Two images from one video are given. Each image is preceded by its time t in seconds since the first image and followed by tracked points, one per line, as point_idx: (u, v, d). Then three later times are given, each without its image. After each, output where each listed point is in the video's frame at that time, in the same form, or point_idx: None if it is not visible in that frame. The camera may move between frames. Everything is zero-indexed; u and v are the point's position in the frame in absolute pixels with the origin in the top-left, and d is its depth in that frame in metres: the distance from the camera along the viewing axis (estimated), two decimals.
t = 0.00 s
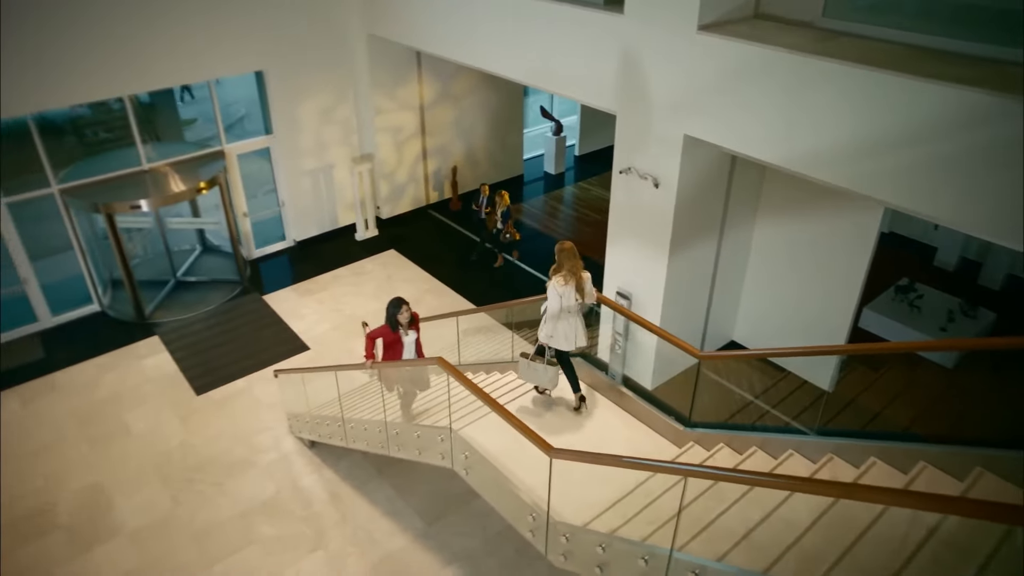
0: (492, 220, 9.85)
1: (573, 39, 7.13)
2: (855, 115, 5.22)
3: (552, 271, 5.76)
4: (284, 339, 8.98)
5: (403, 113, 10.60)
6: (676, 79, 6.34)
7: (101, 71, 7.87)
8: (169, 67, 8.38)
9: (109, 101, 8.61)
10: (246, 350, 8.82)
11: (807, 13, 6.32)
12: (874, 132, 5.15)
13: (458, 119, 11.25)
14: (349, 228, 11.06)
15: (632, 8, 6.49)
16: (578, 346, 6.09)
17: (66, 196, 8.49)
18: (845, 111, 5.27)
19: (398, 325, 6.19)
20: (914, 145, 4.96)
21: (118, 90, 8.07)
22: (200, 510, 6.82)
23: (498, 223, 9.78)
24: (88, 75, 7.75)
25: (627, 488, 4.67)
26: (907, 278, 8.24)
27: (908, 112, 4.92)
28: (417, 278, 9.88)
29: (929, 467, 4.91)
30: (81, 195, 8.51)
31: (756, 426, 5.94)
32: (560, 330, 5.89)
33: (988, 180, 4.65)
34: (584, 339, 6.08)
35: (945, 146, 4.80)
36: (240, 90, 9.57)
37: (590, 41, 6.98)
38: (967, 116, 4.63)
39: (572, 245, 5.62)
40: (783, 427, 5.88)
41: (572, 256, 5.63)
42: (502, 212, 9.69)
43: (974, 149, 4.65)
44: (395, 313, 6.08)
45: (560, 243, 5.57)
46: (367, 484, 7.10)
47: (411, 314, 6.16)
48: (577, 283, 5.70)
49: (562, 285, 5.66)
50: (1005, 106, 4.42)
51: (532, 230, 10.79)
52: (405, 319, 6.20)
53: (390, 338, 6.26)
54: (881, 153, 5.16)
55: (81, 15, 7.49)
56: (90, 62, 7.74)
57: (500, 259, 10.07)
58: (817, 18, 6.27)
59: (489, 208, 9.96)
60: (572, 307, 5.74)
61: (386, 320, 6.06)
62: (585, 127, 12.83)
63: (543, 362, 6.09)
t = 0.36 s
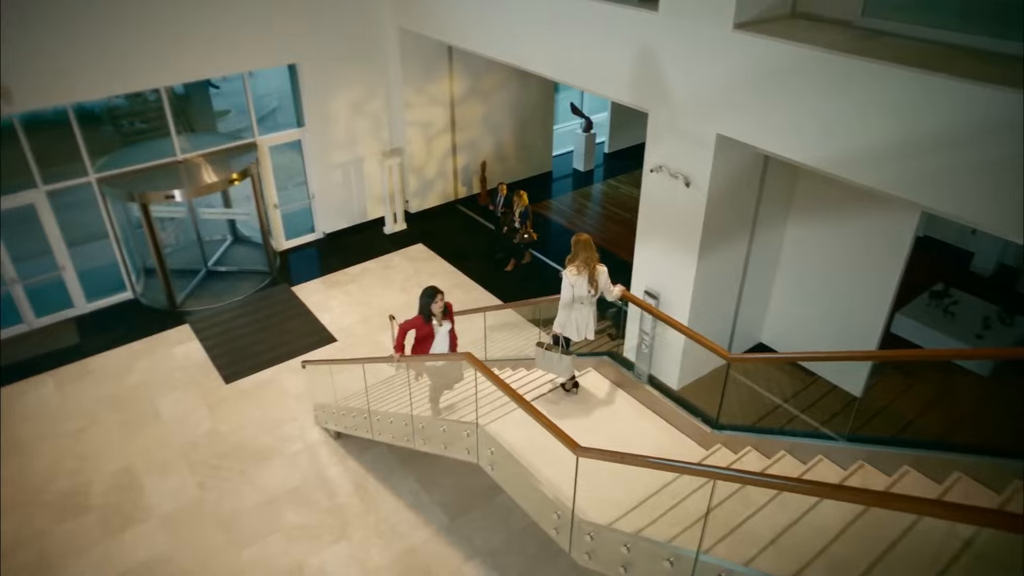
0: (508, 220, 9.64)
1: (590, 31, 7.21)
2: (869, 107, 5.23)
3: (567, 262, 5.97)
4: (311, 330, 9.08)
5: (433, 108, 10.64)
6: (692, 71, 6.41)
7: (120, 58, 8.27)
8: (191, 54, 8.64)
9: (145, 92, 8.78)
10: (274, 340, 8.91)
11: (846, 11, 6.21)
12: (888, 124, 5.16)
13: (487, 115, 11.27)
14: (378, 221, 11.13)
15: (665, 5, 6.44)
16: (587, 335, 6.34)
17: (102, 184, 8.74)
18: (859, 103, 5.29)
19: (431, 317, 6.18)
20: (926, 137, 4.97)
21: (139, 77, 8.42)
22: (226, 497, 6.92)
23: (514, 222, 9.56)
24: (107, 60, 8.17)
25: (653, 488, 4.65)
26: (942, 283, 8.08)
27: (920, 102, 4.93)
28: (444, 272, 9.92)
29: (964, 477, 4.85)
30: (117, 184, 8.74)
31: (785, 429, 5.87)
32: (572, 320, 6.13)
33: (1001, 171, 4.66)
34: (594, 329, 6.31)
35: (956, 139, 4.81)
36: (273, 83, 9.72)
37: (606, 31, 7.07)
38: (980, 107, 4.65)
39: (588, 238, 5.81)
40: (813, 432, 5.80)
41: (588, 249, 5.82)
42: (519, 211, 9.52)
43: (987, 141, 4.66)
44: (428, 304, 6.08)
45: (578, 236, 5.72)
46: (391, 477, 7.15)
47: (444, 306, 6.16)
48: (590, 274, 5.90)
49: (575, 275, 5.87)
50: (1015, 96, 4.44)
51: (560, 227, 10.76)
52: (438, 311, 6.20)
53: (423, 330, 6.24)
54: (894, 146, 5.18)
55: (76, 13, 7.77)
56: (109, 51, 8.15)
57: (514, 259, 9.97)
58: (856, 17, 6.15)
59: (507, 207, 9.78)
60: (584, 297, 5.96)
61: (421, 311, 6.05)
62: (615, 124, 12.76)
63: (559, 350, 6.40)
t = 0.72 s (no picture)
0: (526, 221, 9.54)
1: (608, 20, 7.34)
2: (872, 99, 5.32)
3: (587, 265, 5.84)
4: (341, 320, 9.16)
5: (467, 101, 10.66)
6: (705, 61, 6.52)
7: (157, 48, 8.39)
8: (227, 45, 8.76)
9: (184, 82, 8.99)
10: (305, 329, 9.01)
11: (892, 9, 6.06)
12: (890, 118, 5.25)
13: (521, 109, 11.26)
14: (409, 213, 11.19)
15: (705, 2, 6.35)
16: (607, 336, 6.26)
17: (142, 171, 8.90)
18: (862, 94, 5.38)
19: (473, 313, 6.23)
20: (926, 129, 5.06)
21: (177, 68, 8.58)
22: (256, 482, 7.03)
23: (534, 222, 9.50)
24: (125, 54, 8.20)
25: (682, 488, 4.64)
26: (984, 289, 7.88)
27: (920, 95, 5.03)
28: (473, 266, 9.94)
29: (1005, 490, 4.57)
30: (156, 171, 8.90)
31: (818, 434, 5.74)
32: (592, 322, 6.05)
33: (995, 164, 4.73)
34: (613, 329, 6.24)
35: (955, 133, 4.90)
36: (309, 73, 9.83)
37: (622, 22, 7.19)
38: (977, 100, 4.72)
39: (611, 241, 5.64)
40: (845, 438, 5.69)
41: (610, 253, 5.69)
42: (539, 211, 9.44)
43: (985, 134, 4.73)
44: (470, 301, 6.12)
45: (600, 239, 5.57)
46: (417, 468, 7.20)
47: (486, 302, 6.20)
48: (611, 277, 5.81)
49: (597, 279, 5.77)
50: (1014, 88, 4.51)
51: (591, 223, 10.72)
52: (479, 308, 6.24)
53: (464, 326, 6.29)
54: (895, 139, 5.28)
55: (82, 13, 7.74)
56: (149, 41, 8.29)
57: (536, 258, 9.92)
58: (902, 14, 6.00)
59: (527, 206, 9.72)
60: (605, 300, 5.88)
61: (462, 308, 6.10)
62: (649, 120, 12.65)
63: (580, 352, 6.35)
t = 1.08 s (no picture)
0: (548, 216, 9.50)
1: (645, 14, 7.28)
2: (883, 90, 5.38)
3: (609, 258, 5.90)
4: (370, 310, 9.23)
5: (500, 94, 10.65)
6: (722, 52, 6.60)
7: (191, 38, 8.51)
8: (262, 34, 8.86)
9: (220, 71, 9.17)
10: (334, 318, 9.10)
11: (940, 6, 5.92)
12: (899, 110, 5.32)
13: (554, 103, 11.22)
14: (440, 205, 11.24)
15: None
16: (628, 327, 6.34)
17: (178, 159, 9.05)
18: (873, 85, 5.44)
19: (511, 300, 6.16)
20: (932, 120, 5.12)
21: (212, 58, 8.71)
22: (283, 468, 7.12)
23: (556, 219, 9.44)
24: (142, 46, 8.27)
25: (710, 489, 4.61)
26: None
27: (925, 85, 5.09)
28: (502, 260, 9.95)
29: None
30: (191, 159, 9.04)
31: (851, 438, 5.66)
32: (614, 314, 6.12)
33: (1000, 155, 4.78)
34: (634, 321, 6.29)
35: (960, 124, 4.96)
36: (343, 64, 9.87)
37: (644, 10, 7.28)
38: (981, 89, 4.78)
39: (632, 234, 5.69)
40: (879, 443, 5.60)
41: (630, 246, 5.74)
42: (561, 209, 9.41)
43: (990, 125, 4.78)
44: (509, 287, 6.04)
45: (619, 233, 5.63)
46: (443, 459, 7.23)
47: (525, 289, 6.12)
48: (632, 270, 5.85)
49: (618, 272, 5.82)
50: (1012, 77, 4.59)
51: (621, 219, 10.66)
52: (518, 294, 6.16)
53: (502, 314, 6.21)
54: (904, 132, 5.34)
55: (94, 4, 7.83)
56: (184, 30, 8.43)
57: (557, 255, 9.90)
58: (950, 12, 5.86)
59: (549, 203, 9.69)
60: (626, 293, 5.94)
61: (501, 293, 6.02)
62: (683, 116, 12.54)
63: (601, 346, 6.49)
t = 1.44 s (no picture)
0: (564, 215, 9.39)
1: (677, 11, 7.22)
2: (895, 88, 5.44)
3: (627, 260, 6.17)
4: (395, 303, 9.27)
5: (528, 90, 10.64)
6: (741, 46, 6.63)
7: (224, 32, 8.62)
8: (292, 26, 8.95)
9: (251, 63, 9.12)
10: (360, 310, 9.17)
11: (982, 5, 5.79)
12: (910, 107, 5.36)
13: (582, 100, 11.18)
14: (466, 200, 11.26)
15: None
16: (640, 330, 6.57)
17: (209, 149, 9.26)
18: (884, 84, 5.51)
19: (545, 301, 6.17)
20: (943, 118, 5.16)
21: (244, 50, 8.83)
22: (307, 458, 7.19)
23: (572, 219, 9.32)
24: (180, 39, 8.42)
25: (734, 492, 4.57)
26: None
27: (937, 82, 5.13)
28: (527, 256, 9.94)
29: None
30: (222, 149, 9.24)
31: (879, 445, 5.57)
32: (626, 315, 6.36)
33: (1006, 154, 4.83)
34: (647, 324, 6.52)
35: (968, 124, 5.02)
36: (373, 58, 9.90)
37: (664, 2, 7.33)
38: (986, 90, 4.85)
39: (650, 238, 5.93)
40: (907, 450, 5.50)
41: (648, 249, 5.97)
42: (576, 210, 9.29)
43: (996, 125, 4.84)
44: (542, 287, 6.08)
45: (638, 236, 5.92)
46: (465, 453, 7.25)
47: (558, 289, 6.15)
48: (647, 273, 6.09)
49: (633, 274, 6.08)
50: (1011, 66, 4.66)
51: (647, 217, 10.59)
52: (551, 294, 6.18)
53: (535, 313, 6.23)
54: (913, 129, 5.39)
55: None
56: (217, 22, 8.55)
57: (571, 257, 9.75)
58: (993, 11, 5.73)
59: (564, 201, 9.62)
60: (639, 295, 6.18)
61: (534, 293, 6.07)
62: (712, 115, 12.42)
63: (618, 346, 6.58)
